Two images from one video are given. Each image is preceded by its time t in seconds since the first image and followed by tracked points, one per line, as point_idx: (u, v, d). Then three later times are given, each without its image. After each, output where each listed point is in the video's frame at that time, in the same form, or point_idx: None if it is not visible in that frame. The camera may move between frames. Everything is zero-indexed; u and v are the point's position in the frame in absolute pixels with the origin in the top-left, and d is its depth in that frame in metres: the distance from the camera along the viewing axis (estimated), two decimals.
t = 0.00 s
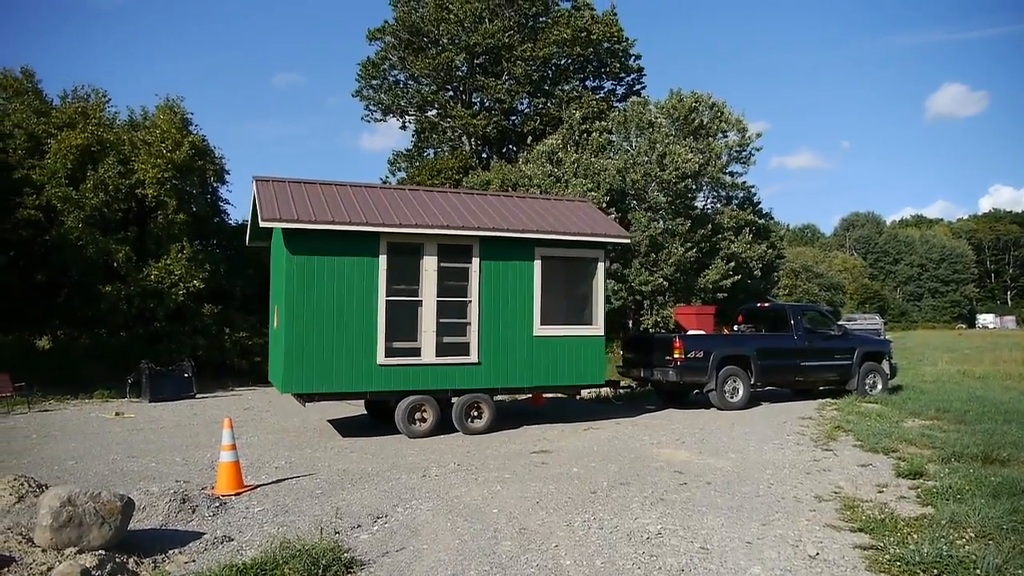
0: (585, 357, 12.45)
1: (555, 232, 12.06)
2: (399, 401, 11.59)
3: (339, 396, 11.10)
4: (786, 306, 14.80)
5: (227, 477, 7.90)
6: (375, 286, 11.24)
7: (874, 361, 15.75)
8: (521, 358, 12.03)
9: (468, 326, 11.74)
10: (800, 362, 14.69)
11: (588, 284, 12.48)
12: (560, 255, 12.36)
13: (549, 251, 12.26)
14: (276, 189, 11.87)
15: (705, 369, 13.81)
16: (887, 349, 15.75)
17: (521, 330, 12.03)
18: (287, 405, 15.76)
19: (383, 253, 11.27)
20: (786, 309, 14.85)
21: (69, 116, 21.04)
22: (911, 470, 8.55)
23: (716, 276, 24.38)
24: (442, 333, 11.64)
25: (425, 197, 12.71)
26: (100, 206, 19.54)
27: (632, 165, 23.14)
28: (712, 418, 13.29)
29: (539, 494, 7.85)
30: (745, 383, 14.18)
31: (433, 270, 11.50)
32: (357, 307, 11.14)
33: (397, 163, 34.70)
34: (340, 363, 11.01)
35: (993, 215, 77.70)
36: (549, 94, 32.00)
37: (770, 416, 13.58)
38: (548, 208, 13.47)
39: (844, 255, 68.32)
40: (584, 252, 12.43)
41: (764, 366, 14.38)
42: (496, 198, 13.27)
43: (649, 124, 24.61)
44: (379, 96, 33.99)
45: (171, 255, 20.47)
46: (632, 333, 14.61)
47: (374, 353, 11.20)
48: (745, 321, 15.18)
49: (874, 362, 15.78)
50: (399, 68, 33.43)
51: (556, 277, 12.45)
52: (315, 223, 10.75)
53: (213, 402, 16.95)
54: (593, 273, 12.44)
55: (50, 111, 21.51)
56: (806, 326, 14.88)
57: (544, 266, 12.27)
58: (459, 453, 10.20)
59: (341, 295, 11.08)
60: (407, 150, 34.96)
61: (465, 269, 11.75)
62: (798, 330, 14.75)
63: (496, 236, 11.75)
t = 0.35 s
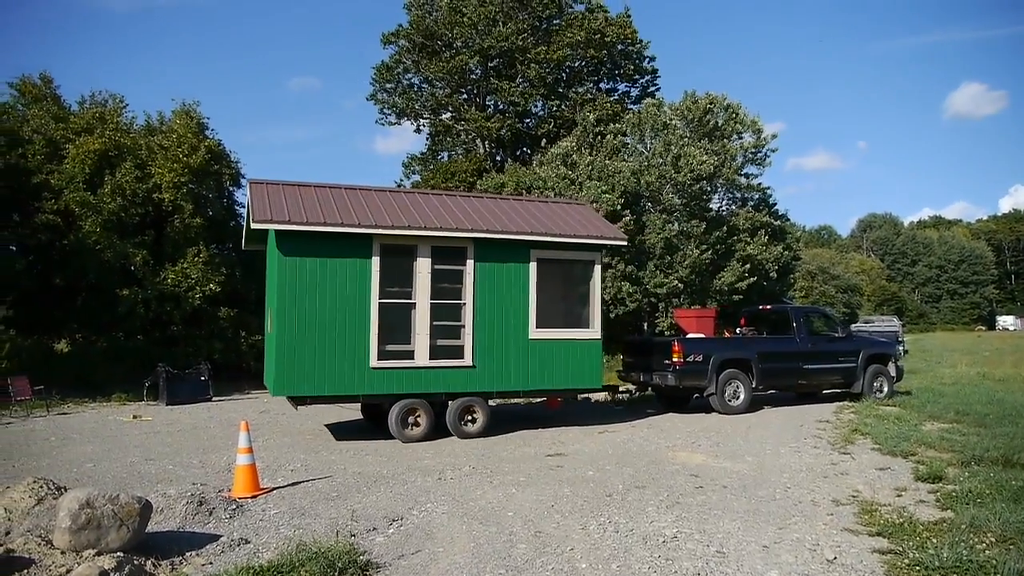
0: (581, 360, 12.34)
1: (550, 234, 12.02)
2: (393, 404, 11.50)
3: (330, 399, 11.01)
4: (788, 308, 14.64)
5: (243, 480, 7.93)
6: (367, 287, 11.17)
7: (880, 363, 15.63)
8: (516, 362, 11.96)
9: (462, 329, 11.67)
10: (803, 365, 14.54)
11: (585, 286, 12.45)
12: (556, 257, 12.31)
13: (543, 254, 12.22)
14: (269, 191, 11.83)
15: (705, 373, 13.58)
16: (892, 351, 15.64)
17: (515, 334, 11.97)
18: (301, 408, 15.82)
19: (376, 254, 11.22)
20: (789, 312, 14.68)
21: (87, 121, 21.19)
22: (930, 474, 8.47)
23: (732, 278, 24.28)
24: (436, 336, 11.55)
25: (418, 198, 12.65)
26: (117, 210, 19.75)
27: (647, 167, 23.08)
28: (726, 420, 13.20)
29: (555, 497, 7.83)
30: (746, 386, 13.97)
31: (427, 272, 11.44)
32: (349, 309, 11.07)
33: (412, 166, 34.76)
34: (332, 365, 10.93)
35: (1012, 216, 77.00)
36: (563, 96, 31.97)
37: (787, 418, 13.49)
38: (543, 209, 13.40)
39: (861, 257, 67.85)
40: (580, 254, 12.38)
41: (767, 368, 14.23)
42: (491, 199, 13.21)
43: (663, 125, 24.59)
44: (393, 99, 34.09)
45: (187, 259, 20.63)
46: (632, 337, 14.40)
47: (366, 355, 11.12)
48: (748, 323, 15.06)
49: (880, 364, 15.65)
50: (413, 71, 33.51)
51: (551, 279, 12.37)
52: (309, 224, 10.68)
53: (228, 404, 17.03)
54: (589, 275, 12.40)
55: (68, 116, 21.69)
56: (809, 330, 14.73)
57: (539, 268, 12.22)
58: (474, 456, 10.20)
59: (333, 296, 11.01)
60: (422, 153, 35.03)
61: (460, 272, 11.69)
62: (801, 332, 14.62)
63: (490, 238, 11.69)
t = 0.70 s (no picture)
0: (580, 363, 12.22)
1: (547, 235, 11.92)
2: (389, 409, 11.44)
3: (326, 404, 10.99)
4: (795, 309, 14.52)
5: (265, 484, 7.98)
6: (361, 290, 11.11)
7: (892, 364, 15.48)
8: (514, 365, 11.83)
9: (459, 332, 11.57)
10: (810, 366, 14.38)
11: (583, 288, 12.29)
12: (554, 259, 12.17)
13: (541, 256, 12.08)
14: (263, 197, 11.79)
15: (707, 376, 13.42)
16: (903, 352, 15.50)
17: (512, 337, 11.85)
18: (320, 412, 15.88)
19: (370, 258, 11.15)
20: (795, 312, 14.59)
21: (109, 130, 21.45)
22: (956, 476, 8.37)
23: (751, 279, 24.16)
24: (431, 339, 11.45)
25: (414, 203, 12.58)
26: (139, 218, 19.94)
27: (665, 169, 23.04)
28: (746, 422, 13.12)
29: (575, 500, 7.81)
30: (751, 389, 13.78)
31: (421, 275, 11.34)
32: (343, 313, 11.02)
33: (429, 171, 34.87)
34: (326, 370, 10.91)
35: None
36: (580, 99, 31.98)
37: (810, 420, 13.38)
38: (541, 211, 13.30)
39: (883, 257, 67.27)
40: (578, 256, 12.26)
41: (773, 371, 14.04)
42: (487, 202, 13.13)
43: (682, 127, 24.57)
44: (410, 104, 34.22)
45: (207, 265, 20.78)
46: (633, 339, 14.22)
47: (361, 360, 11.08)
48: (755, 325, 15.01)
49: (891, 365, 15.50)
50: (431, 76, 33.65)
51: (550, 281, 12.22)
52: (301, 228, 10.62)
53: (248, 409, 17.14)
54: (588, 277, 12.26)
55: (90, 125, 21.93)
56: (816, 330, 14.59)
57: (537, 271, 12.09)
58: (494, 459, 10.20)
59: (326, 301, 10.96)
60: (439, 157, 35.13)
61: (455, 275, 11.57)
62: (808, 333, 14.48)
63: (485, 240, 11.59)
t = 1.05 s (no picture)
0: (580, 368, 12.14)
1: (544, 238, 11.85)
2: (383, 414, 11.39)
3: (320, 409, 10.94)
4: (797, 309, 14.37)
5: (283, 487, 8.01)
6: (356, 295, 11.07)
7: (899, 364, 15.28)
8: (510, 369, 11.77)
9: (454, 336, 11.52)
10: (813, 367, 14.21)
11: (582, 291, 12.23)
12: (550, 262, 12.10)
13: (538, 260, 12.03)
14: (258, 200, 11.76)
15: (706, 378, 13.31)
16: (911, 352, 15.31)
17: (508, 340, 11.78)
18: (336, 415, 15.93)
19: (365, 262, 11.10)
20: (796, 313, 14.43)
21: (129, 135, 21.66)
22: (978, 478, 8.28)
23: (769, 281, 24.03)
24: (427, 344, 11.41)
25: (411, 206, 12.57)
26: (158, 222, 20.14)
27: (682, 170, 23.03)
28: (763, 425, 13.04)
29: (593, 503, 7.80)
30: (752, 392, 13.65)
31: (417, 279, 11.29)
32: (338, 318, 10.98)
33: (446, 173, 34.94)
34: (321, 376, 10.88)
35: None
36: (596, 101, 31.94)
37: (830, 423, 13.27)
38: (538, 213, 13.23)
39: (902, 258, 66.74)
40: (577, 259, 12.20)
41: (774, 372, 13.88)
42: (484, 204, 13.07)
43: (699, 128, 24.59)
44: (426, 107, 34.33)
45: (226, 268, 20.95)
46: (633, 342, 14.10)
47: (356, 365, 11.04)
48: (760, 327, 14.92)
49: (898, 366, 15.31)
50: (447, 79, 33.74)
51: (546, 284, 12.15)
52: (294, 232, 10.60)
53: (265, 412, 17.23)
54: (587, 279, 12.20)
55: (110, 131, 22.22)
56: (819, 330, 14.42)
57: (533, 274, 12.02)
58: (511, 462, 10.20)
59: (321, 306, 10.92)
60: (456, 160, 35.20)
61: (451, 278, 11.54)
62: (811, 334, 14.32)
63: (481, 243, 11.54)
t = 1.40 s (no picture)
0: (557, 370, 12.13)
1: (520, 239, 11.83)
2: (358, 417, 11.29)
3: (294, 411, 10.82)
4: (780, 312, 14.18)
5: (279, 488, 8.02)
6: (331, 295, 11.01)
7: (886, 369, 15.01)
8: (485, 370, 11.73)
9: (430, 337, 11.49)
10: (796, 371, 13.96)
11: (560, 291, 12.23)
12: (526, 263, 12.10)
13: (515, 260, 12.03)
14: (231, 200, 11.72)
15: (685, 382, 13.11)
16: (899, 356, 15.02)
17: (482, 342, 11.74)
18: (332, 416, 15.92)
19: (340, 262, 11.06)
20: (780, 317, 14.23)
21: (127, 136, 22.08)
22: (975, 481, 8.29)
23: (767, 283, 24.04)
24: (403, 345, 11.37)
25: (387, 206, 12.54)
26: (156, 222, 20.41)
27: (681, 173, 23.08)
28: (760, 427, 13.06)
29: (589, 504, 7.81)
30: (732, 396, 13.47)
31: (392, 279, 11.25)
32: (312, 318, 10.91)
33: (444, 175, 34.92)
34: (295, 377, 10.77)
35: None
36: (595, 103, 31.97)
37: (827, 425, 13.27)
38: (516, 214, 13.20)
39: (901, 261, 66.80)
40: (555, 260, 12.20)
41: (755, 376, 13.68)
42: (461, 205, 13.00)
43: (697, 130, 24.63)
44: (426, 108, 34.36)
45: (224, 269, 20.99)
46: (614, 344, 13.96)
47: (331, 366, 10.95)
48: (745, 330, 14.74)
49: (886, 370, 15.03)
50: (446, 81, 33.75)
51: (522, 285, 12.15)
52: (268, 232, 10.55)
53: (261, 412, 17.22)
54: (564, 280, 12.22)
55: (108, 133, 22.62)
56: (802, 334, 14.18)
57: (509, 275, 12.01)
58: (508, 463, 10.19)
59: (295, 306, 10.85)
60: (454, 162, 35.19)
61: (427, 279, 11.53)
62: (794, 337, 14.11)
63: (456, 244, 11.50)
